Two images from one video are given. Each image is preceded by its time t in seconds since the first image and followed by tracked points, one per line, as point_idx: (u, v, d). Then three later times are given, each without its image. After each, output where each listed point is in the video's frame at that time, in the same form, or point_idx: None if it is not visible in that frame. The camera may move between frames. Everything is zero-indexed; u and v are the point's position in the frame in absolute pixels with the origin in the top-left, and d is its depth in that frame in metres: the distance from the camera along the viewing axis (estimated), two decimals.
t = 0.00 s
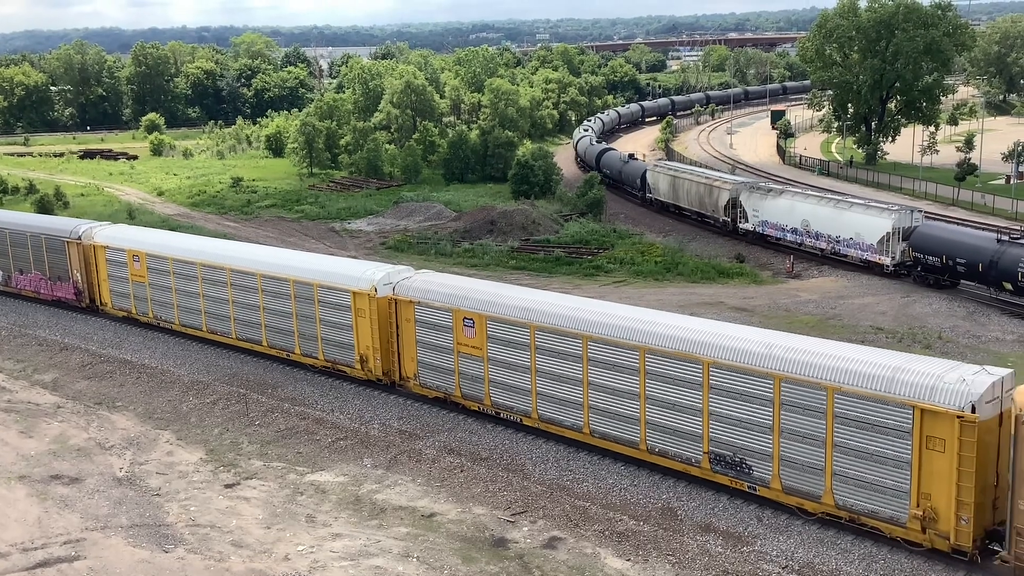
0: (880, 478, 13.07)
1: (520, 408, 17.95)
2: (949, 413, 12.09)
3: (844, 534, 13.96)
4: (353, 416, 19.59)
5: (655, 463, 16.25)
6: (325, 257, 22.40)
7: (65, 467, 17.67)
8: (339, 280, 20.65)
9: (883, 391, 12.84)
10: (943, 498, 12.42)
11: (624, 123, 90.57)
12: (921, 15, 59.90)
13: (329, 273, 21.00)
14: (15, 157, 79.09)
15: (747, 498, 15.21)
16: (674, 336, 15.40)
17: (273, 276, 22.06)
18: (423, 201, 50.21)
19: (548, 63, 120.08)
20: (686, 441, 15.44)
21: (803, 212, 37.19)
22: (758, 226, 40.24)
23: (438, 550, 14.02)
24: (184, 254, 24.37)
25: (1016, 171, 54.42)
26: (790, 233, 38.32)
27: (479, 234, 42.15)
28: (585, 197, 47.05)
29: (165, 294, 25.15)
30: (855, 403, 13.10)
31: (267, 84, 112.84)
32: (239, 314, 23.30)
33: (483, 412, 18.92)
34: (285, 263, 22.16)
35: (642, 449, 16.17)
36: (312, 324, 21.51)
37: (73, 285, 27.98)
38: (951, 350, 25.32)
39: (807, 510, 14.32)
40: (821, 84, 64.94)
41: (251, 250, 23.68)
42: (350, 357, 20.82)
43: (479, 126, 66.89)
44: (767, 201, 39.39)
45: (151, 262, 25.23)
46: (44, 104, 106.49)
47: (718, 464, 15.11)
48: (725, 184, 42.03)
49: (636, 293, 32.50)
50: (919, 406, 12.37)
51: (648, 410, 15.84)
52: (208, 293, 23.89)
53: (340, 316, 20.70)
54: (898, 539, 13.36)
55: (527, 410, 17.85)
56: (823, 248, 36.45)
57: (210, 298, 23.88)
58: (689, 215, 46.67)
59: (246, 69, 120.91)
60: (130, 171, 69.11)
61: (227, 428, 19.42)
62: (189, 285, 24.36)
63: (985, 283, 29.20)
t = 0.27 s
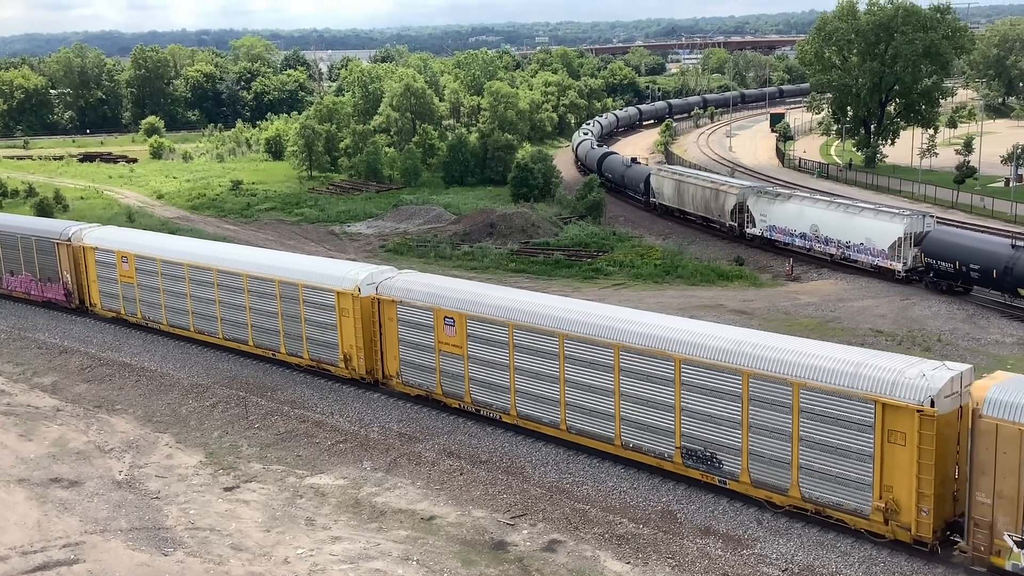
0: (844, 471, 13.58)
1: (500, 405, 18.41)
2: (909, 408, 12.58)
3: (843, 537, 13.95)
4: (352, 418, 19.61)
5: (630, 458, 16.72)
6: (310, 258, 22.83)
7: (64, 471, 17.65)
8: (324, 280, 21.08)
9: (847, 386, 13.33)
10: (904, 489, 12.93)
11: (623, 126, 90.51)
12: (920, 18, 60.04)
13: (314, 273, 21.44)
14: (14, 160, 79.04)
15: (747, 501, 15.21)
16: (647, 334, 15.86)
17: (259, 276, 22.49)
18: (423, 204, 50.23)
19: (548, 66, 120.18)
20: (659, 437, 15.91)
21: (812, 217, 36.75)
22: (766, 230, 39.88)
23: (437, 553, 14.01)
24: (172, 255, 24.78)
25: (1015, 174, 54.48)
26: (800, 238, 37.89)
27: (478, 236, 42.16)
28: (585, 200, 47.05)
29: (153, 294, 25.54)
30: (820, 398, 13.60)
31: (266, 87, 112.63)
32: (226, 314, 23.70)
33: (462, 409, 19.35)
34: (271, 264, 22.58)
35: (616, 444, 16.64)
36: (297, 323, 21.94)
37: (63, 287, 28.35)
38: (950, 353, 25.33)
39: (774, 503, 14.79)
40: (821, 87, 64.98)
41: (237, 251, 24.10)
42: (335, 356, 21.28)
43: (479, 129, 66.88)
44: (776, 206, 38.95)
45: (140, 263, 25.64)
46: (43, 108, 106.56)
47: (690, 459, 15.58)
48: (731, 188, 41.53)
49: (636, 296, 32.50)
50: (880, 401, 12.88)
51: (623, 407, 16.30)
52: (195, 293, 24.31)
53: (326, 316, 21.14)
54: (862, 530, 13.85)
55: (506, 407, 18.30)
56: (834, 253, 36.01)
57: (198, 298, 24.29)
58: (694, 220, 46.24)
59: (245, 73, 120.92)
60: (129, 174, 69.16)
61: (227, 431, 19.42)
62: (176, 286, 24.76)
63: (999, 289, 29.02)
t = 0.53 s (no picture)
0: (811, 464, 13.90)
1: (480, 403, 18.71)
2: (871, 402, 12.91)
3: (843, 539, 13.93)
4: (352, 421, 19.59)
5: (605, 454, 17.03)
6: (296, 258, 23.16)
7: (64, 473, 17.65)
8: (308, 281, 21.40)
9: (813, 380, 13.70)
10: (867, 482, 13.26)
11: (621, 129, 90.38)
12: (919, 20, 60.15)
13: (300, 273, 21.75)
14: (13, 163, 79.02)
15: (747, 504, 15.21)
16: (621, 332, 16.20)
17: (245, 276, 22.81)
18: (423, 207, 50.24)
19: (547, 69, 120.28)
20: (633, 432, 16.23)
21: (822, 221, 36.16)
22: (774, 235, 39.28)
23: (437, 556, 14.00)
24: (160, 256, 25.12)
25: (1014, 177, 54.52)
26: (809, 243, 37.30)
27: (478, 239, 42.16)
28: (585, 203, 47.14)
29: (142, 295, 25.87)
30: (786, 393, 13.96)
31: (266, 90, 111.98)
32: (213, 314, 24.02)
33: (444, 407, 19.65)
34: (257, 264, 22.90)
35: (592, 440, 16.95)
36: (283, 323, 22.25)
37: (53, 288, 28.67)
38: (950, 355, 25.33)
39: (743, 496, 15.12)
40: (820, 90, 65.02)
41: (224, 252, 24.42)
42: (319, 355, 21.59)
43: (478, 132, 66.85)
44: (785, 211, 38.37)
45: (129, 264, 25.99)
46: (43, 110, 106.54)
47: (663, 454, 15.90)
48: (738, 192, 40.92)
49: (636, 298, 32.51)
50: (844, 396, 13.22)
51: (599, 403, 16.62)
52: (183, 293, 24.63)
53: (310, 315, 21.46)
54: (827, 522, 14.17)
55: (485, 404, 18.61)
56: (844, 259, 35.41)
57: (185, 298, 24.61)
58: (700, 225, 45.70)
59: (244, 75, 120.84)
60: (128, 176, 69.20)
61: (226, 434, 19.42)
62: (165, 287, 25.09)
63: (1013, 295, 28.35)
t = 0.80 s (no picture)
0: (779, 458, 14.27)
1: (460, 400, 19.04)
2: (836, 397, 13.28)
3: (844, 542, 13.90)
4: (352, 424, 19.58)
5: (582, 450, 17.38)
6: (283, 259, 23.42)
7: (63, 476, 17.65)
8: (294, 281, 21.68)
9: (780, 376, 14.08)
10: (832, 475, 13.64)
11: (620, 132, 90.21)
12: (918, 23, 60.29)
13: (286, 274, 22.03)
14: (13, 166, 79.07)
15: (747, 506, 15.20)
16: (598, 330, 16.52)
17: (233, 277, 23.07)
18: (422, 209, 50.22)
19: (547, 71, 120.34)
20: (608, 428, 16.59)
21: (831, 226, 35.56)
22: (782, 240, 38.72)
23: (437, 559, 13.99)
24: (149, 257, 25.36)
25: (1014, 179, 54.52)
26: (818, 247, 36.72)
27: (477, 241, 42.16)
28: (584, 206, 47.19)
29: (131, 295, 26.10)
30: (755, 389, 14.33)
31: (265, 93, 111.85)
32: (201, 314, 24.27)
33: (426, 404, 19.98)
34: (244, 265, 23.16)
35: (569, 436, 17.30)
36: (269, 323, 22.52)
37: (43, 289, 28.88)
38: (950, 358, 25.34)
39: (715, 490, 15.49)
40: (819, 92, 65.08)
41: (212, 253, 24.67)
42: (304, 354, 21.90)
43: (478, 134, 66.83)
44: (793, 215, 37.79)
45: (118, 265, 26.20)
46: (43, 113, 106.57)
47: (637, 449, 16.26)
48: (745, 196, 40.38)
49: (636, 301, 32.53)
50: (809, 391, 13.59)
51: (575, 400, 16.95)
52: (171, 294, 24.87)
53: (296, 315, 21.75)
54: (794, 514, 14.57)
55: (466, 401, 18.94)
56: (855, 264, 34.84)
57: (174, 299, 24.85)
58: (705, 229, 45.17)
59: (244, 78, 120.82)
60: (128, 179, 69.26)
61: (226, 436, 19.41)
62: (153, 287, 25.34)
63: None
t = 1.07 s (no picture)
0: (748, 451, 14.63)
1: (442, 396, 19.38)
2: (802, 390, 13.62)
3: (844, 543, 13.88)
4: (352, 426, 19.56)
5: (560, 445, 17.71)
6: (269, 259, 23.77)
7: (63, 478, 17.64)
8: (280, 280, 22.03)
9: (748, 371, 14.43)
10: (799, 467, 14.00)
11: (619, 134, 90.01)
12: (917, 24, 60.32)
13: (271, 274, 22.38)
14: (13, 168, 79.02)
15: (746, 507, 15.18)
16: (574, 327, 16.86)
17: (220, 276, 23.42)
18: (422, 211, 50.21)
19: (546, 73, 120.36)
20: (584, 423, 16.93)
21: (840, 229, 35.22)
22: (791, 243, 38.36)
23: (437, 561, 13.98)
24: (138, 257, 25.69)
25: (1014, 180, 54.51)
26: (827, 251, 36.39)
27: (477, 243, 42.16)
28: (584, 207, 47.18)
29: (120, 295, 26.41)
30: (724, 383, 14.69)
31: (265, 94, 111.84)
32: (190, 313, 24.60)
33: (409, 401, 20.30)
34: (231, 265, 23.51)
35: (547, 431, 17.64)
36: (255, 321, 22.88)
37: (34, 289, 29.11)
38: (950, 359, 25.34)
39: (687, 483, 15.84)
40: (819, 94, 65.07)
41: (199, 253, 25.00)
42: (289, 353, 22.28)
43: (477, 136, 66.83)
44: (801, 219, 37.45)
45: (108, 265, 26.51)
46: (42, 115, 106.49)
47: (613, 443, 16.60)
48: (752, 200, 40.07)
49: (635, 302, 32.54)
50: (776, 385, 13.95)
51: (553, 396, 17.28)
52: (160, 293, 25.20)
53: (281, 314, 22.10)
54: (763, 506, 14.92)
55: (448, 398, 19.27)
56: (864, 268, 34.46)
57: (162, 298, 25.17)
58: (711, 233, 44.89)
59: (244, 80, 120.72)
60: (128, 181, 69.27)
61: (226, 438, 19.41)
62: (142, 287, 25.67)
63: None
